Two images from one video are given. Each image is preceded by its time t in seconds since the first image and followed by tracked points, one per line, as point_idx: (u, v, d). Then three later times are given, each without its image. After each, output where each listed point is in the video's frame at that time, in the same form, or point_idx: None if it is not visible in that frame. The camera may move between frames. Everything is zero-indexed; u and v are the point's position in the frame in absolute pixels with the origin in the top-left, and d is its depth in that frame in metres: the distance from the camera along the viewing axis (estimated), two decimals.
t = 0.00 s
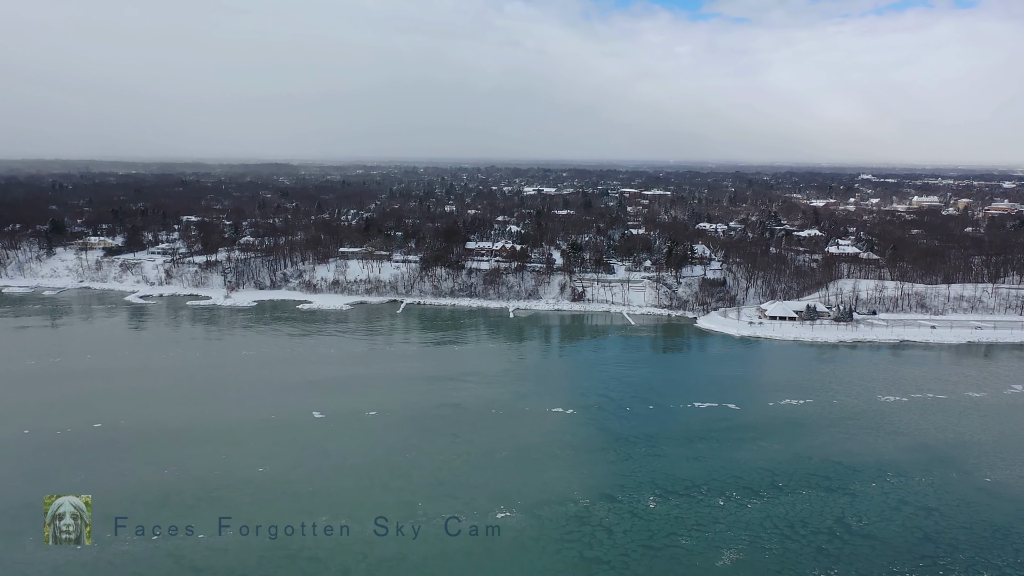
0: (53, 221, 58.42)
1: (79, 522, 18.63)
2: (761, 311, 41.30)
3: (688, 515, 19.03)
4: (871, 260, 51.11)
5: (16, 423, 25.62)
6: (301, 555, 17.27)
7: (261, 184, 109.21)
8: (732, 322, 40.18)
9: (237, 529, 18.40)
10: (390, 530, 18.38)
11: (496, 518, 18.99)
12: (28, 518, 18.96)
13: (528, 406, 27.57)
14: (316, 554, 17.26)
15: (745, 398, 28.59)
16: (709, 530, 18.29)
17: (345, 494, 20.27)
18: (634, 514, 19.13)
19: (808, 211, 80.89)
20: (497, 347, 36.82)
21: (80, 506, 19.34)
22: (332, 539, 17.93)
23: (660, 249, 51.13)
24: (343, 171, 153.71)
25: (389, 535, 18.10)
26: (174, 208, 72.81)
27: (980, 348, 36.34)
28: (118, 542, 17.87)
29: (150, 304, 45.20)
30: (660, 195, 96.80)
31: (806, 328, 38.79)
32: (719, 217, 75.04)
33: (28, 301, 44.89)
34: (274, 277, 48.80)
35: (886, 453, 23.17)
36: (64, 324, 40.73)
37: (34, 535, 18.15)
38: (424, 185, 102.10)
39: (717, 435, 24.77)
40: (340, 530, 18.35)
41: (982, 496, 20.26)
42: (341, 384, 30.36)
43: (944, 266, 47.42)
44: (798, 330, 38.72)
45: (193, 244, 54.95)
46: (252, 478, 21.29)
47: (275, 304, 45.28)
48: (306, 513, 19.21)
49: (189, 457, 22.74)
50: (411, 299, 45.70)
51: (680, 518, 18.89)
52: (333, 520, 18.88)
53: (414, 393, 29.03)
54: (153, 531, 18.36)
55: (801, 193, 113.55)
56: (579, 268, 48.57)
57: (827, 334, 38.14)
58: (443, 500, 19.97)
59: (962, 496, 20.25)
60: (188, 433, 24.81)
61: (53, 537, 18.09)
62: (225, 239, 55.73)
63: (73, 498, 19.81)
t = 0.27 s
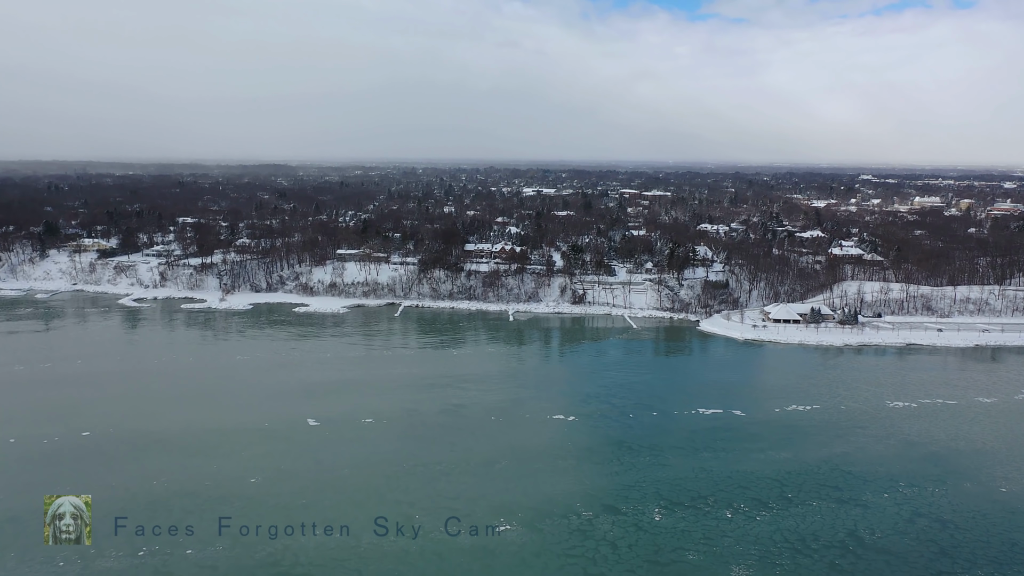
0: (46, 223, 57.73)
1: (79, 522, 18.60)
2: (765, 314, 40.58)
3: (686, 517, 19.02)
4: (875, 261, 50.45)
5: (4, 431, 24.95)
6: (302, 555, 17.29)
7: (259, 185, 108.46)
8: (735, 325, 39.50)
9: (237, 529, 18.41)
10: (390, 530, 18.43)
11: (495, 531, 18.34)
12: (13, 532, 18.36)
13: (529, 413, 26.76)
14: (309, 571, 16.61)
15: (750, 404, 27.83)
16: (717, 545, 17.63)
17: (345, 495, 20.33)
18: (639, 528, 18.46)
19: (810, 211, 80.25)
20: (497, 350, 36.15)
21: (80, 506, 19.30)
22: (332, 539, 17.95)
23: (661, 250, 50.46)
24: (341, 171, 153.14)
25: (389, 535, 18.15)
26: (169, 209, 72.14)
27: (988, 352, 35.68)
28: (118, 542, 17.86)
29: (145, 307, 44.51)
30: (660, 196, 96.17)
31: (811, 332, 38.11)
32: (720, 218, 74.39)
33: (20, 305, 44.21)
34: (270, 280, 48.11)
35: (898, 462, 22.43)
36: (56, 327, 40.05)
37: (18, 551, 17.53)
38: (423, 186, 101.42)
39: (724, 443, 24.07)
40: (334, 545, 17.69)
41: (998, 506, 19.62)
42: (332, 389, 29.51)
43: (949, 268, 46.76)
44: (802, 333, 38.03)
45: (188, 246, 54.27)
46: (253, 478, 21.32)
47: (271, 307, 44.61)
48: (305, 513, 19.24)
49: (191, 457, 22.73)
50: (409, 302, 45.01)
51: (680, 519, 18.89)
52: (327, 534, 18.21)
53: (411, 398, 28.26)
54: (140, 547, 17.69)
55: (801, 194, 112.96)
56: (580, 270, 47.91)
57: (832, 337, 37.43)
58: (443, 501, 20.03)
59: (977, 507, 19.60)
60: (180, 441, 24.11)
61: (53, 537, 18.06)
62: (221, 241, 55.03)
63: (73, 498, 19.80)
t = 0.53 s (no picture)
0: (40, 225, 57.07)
1: (80, 521, 18.60)
2: (769, 317, 39.94)
3: (686, 519, 18.96)
4: (879, 263, 49.83)
5: None
6: (302, 556, 17.27)
7: (258, 187, 107.83)
8: (739, 329, 38.85)
9: (237, 529, 18.37)
10: (390, 530, 18.44)
11: (497, 544, 17.71)
12: None
13: (529, 420, 26.05)
14: None
15: (756, 411, 27.14)
16: (726, 560, 17.00)
17: (343, 494, 20.31)
18: (645, 542, 17.83)
19: (811, 212, 79.70)
20: (497, 354, 35.50)
21: (79, 506, 19.24)
22: (332, 540, 17.94)
23: (663, 252, 49.81)
24: (338, 173, 152.60)
25: (389, 535, 18.16)
26: (165, 211, 71.47)
27: (996, 355, 35.05)
28: (118, 542, 17.79)
29: (139, 310, 43.84)
30: (660, 197, 95.59)
31: (816, 335, 37.47)
32: (721, 219, 73.79)
33: (13, 308, 43.54)
34: (266, 282, 47.44)
35: (912, 472, 21.75)
36: (48, 331, 39.37)
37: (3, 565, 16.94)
38: (421, 187, 100.79)
39: (730, 451, 23.45)
40: (329, 561, 17.04)
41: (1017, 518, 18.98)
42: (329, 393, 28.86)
43: (955, 271, 46.15)
44: (807, 337, 37.38)
45: (184, 248, 53.63)
46: (252, 476, 21.29)
47: (268, 310, 43.93)
48: (305, 513, 19.22)
49: (190, 455, 22.62)
50: (408, 305, 44.35)
51: (678, 521, 18.86)
52: (322, 548, 17.56)
53: (409, 404, 27.58)
54: (126, 563, 16.99)
55: (802, 195, 112.47)
56: (580, 272, 47.29)
57: (838, 341, 36.77)
58: (442, 500, 20.01)
59: (994, 518, 19.00)
60: (172, 446, 23.38)
61: (53, 537, 18.00)
62: (218, 243, 54.40)
63: (73, 498, 19.71)
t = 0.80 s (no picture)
0: (35, 226, 56.42)
1: (80, 521, 18.38)
2: (774, 320, 39.20)
3: (687, 522, 18.79)
4: (884, 265, 49.18)
5: None
6: (303, 557, 17.16)
7: (257, 188, 107.11)
8: (744, 332, 38.20)
9: (237, 529, 18.28)
10: (390, 530, 18.37)
11: (498, 559, 17.08)
12: None
13: (532, 427, 25.30)
14: None
15: (764, 418, 26.38)
16: None
17: (342, 494, 20.22)
18: (654, 556, 17.20)
19: (814, 214, 79.08)
20: (497, 357, 34.84)
21: (80, 506, 19.06)
22: (332, 540, 17.86)
23: (665, 254, 49.18)
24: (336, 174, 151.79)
25: (389, 535, 18.09)
26: (162, 212, 70.88)
27: (1006, 359, 34.40)
28: (118, 543, 17.66)
29: (134, 313, 43.19)
30: (661, 198, 94.91)
31: (822, 338, 36.82)
32: (723, 220, 73.13)
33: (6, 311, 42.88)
34: (263, 284, 46.72)
35: (928, 482, 21.06)
36: (41, 334, 38.74)
37: None
38: (421, 188, 100.11)
39: (738, 459, 22.80)
40: None
41: None
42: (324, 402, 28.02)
43: (961, 273, 45.50)
44: (813, 340, 36.75)
45: (180, 250, 52.97)
46: (252, 476, 21.22)
47: (265, 313, 43.27)
48: (305, 513, 19.12)
49: (189, 457, 22.47)
50: (406, 308, 43.67)
51: (677, 523, 18.77)
52: (317, 564, 16.93)
53: (408, 411, 26.87)
54: None
55: (804, 196, 111.86)
56: (582, 275, 46.64)
57: (844, 344, 36.09)
58: (443, 501, 19.90)
59: (1013, 530, 18.35)
60: (164, 453, 22.80)
61: (53, 537, 17.90)
62: (214, 246, 53.76)
63: (73, 498, 19.50)
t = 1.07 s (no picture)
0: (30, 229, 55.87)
1: (79, 521, 18.54)
2: (780, 323, 38.54)
3: (686, 524, 18.90)
4: (889, 267, 48.68)
5: None
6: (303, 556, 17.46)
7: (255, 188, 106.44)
8: (749, 335, 37.68)
9: (237, 529, 18.57)
10: (390, 530, 18.63)
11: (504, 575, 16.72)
12: None
13: (534, 432, 24.46)
14: None
15: (775, 420, 25.54)
16: None
17: (342, 494, 20.44)
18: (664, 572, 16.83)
19: (817, 215, 78.59)
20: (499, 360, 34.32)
21: (80, 506, 19.15)
22: (331, 540, 18.16)
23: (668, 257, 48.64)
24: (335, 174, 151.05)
25: (389, 536, 18.34)
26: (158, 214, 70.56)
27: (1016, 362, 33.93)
28: (118, 543, 17.99)
29: (131, 316, 42.64)
30: (662, 198, 94.34)
31: (828, 341, 36.30)
32: (726, 221, 72.59)
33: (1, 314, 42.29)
34: (261, 287, 45.95)
35: (941, 493, 20.68)
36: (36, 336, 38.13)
37: None
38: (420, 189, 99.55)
39: (747, 466, 22.36)
40: None
41: None
42: (318, 394, 26.90)
43: (968, 275, 45.01)
44: (820, 343, 36.24)
45: (178, 252, 52.42)
46: (254, 475, 21.46)
47: (263, 316, 42.72)
48: (305, 513, 19.37)
49: (192, 455, 22.67)
50: (406, 311, 43.05)
51: (675, 525, 18.89)
52: None
53: (410, 405, 26.09)
54: None
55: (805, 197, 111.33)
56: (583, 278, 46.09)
57: (852, 347, 35.42)
58: (442, 502, 20.08)
59: None
60: (162, 459, 22.38)
61: (53, 537, 18.12)
62: (212, 248, 53.18)
63: (73, 498, 19.60)
